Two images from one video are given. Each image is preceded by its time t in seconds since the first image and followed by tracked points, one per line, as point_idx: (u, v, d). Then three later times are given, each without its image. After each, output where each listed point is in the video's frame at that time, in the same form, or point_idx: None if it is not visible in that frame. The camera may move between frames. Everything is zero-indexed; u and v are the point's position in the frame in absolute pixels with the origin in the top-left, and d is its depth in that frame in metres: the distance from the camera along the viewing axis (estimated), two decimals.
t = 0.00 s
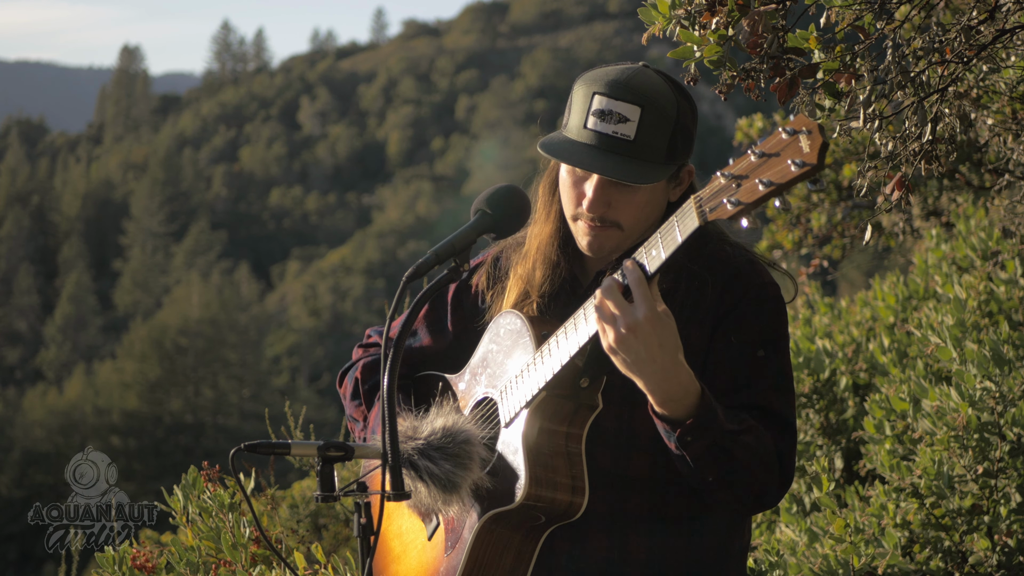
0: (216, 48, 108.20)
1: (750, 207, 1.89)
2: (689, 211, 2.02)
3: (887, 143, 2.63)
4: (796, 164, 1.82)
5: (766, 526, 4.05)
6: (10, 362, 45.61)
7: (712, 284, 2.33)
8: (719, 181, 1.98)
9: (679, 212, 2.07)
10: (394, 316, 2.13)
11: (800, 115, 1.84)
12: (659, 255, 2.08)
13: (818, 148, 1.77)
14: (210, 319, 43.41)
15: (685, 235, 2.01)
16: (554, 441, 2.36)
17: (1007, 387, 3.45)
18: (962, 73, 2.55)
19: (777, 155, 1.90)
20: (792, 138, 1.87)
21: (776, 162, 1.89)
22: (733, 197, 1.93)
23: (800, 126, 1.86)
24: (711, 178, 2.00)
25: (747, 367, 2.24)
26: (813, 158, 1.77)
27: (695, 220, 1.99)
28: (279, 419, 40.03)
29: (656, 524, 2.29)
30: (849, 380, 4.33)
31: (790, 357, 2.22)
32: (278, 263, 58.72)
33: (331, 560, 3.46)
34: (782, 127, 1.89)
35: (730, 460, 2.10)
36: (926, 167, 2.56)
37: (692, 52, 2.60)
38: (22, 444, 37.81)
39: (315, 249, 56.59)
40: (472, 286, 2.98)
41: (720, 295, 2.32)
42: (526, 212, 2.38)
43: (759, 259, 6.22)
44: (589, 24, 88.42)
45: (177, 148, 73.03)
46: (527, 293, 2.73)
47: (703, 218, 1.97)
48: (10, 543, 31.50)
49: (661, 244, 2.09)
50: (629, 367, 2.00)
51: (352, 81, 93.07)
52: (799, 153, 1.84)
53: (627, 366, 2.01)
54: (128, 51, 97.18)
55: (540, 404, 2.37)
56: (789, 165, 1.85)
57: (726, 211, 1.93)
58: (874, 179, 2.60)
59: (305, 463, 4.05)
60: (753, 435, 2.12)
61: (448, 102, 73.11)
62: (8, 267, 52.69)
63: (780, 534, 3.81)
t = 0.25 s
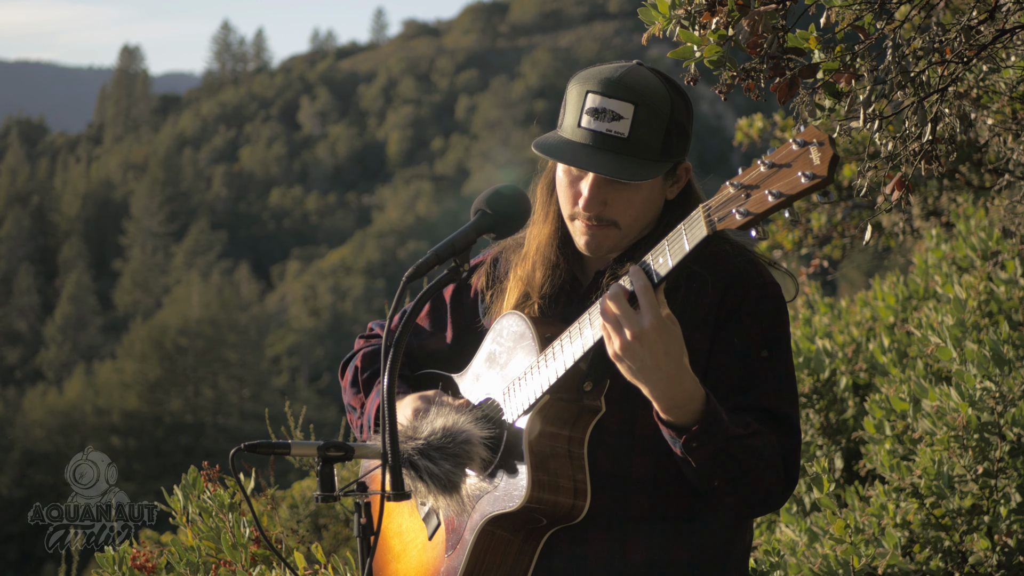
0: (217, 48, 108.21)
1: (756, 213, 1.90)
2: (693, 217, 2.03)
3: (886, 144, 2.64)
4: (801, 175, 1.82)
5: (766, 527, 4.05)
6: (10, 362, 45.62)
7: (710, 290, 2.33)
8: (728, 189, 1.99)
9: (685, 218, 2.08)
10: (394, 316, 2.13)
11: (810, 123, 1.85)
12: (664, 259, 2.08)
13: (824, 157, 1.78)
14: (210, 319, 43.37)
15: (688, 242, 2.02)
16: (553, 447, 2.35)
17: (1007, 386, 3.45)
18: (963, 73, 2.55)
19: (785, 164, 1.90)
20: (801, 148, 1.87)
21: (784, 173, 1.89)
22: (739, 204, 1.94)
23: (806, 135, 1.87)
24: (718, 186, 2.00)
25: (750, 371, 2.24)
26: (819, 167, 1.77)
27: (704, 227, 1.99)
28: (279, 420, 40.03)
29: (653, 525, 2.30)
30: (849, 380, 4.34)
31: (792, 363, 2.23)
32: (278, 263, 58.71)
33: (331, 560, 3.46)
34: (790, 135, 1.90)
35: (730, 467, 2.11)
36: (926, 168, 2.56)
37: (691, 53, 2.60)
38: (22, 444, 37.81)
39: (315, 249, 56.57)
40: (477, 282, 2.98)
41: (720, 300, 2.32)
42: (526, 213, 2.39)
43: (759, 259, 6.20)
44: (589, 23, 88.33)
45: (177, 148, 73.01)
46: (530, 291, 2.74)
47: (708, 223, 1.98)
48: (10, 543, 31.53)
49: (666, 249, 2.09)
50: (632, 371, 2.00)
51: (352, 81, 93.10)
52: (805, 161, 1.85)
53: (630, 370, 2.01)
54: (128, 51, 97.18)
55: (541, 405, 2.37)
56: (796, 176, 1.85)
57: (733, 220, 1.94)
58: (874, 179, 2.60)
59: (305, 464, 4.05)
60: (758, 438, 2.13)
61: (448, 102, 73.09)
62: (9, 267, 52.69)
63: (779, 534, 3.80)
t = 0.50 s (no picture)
0: (217, 48, 108.22)
1: (757, 210, 1.90)
2: (697, 217, 2.03)
3: (886, 145, 2.63)
4: (806, 172, 1.82)
5: (766, 527, 4.05)
6: (10, 362, 45.64)
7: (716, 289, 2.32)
8: (732, 188, 1.98)
9: (690, 215, 2.07)
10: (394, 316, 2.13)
11: (814, 122, 1.85)
12: (667, 256, 2.07)
13: (828, 156, 1.78)
14: (210, 319, 43.22)
15: (693, 241, 2.02)
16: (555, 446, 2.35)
17: (1007, 386, 3.45)
18: (962, 74, 2.55)
19: (790, 164, 1.90)
20: (806, 146, 1.87)
21: (790, 171, 1.89)
22: (744, 202, 1.93)
23: (812, 133, 1.86)
24: (722, 185, 2.00)
25: (753, 371, 2.24)
26: (822, 166, 1.77)
27: (709, 225, 1.99)
28: (278, 420, 40.04)
29: (656, 524, 2.30)
30: (849, 380, 4.34)
31: (795, 362, 2.22)
32: (278, 263, 58.71)
33: (331, 560, 3.45)
34: (794, 133, 1.90)
35: (729, 467, 2.11)
36: (927, 167, 2.55)
37: (692, 53, 2.60)
38: (22, 444, 37.82)
39: (316, 248, 56.58)
40: (478, 284, 2.98)
41: (723, 298, 2.32)
42: (527, 214, 2.40)
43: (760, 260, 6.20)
44: (589, 23, 88.34)
45: (177, 148, 73.01)
46: (533, 291, 2.73)
47: (713, 223, 1.97)
48: (9, 543, 31.53)
49: (669, 250, 2.09)
50: (635, 370, 2.00)
51: (353, 81, 93.10)
52: (810, 159, 1.85)
53: (634, 367, 2.00)
54: (128, 51, 97.20)
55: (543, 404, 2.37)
56: (801, 176, 1.85)
57: (738, 218, 1.94)
58: (875, 178, 2.60)
59: (305, 464, 4.05)
60: (761, 438, 2.14)
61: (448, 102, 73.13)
62: (9, 267, 52.71)
63: (780, 534, 3.80)
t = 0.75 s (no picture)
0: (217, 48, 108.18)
1: (763, 211, 1.90)
2: (701, 216, 2.03)
3: (886, 144, 2.63)
4: (811, 172, 1.83)
5: (766, 526, 4.05)
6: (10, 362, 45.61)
7: (719, 289, 2.33)
8: (735, 188, 1.98)
9: (693, 217, 2.07)
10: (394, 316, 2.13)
11: (819, 123, 1.85)
12: (672, 256, 2.08)
13: (834, 156, 1.78)
14: (210, 319, 43.60)
15: (696, 241, 2.02)
16: (559, 445, 2.35)
17: (1007, 386, 3.45)
18: (962, 74, 2.55)
19: (794, 166, 1.90)
20: (812, 147, 1.87)
21: (794, 172, 1.89)
22: (748, 202, 1.93)
23: (817, 135, 1.87)
24: (726, 185, 2.00)
25: (756, 369, 2.24)
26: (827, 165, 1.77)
27: (713, 225, 1.99)
28: (278, 420, 40.03)
29: (659, 524, 2.31)
30: (849, 380, 4.34)
31: (799, 361, 2.23)
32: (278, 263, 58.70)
33: (331, 560, 3.45)
34: (799, 136, 1.90)
35: (734, 465, 2.12)
36: (926, 167, 2.56)
37: (692, 52, 2.60)
38: (22, 444, 37.81)
39: (316, 249, 56.60)
40: (480, 284, 2.98)
41: (726, 299, 2.32)
42: (528, 213, 2.39)
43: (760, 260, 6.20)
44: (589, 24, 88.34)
45: (177, 148, 72.98)
46: (535, 289, 2.73)
47: (718, 224, 1.97)
48: (10, 543, 31.51)
49: (674, 250, 2.08)
50: (642, 372, 2.00)
51: (352, 81, 93.04)
52: (815, 160, 1.85)
53: (645, 372, 2.01)
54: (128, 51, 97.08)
55: (548, 405, 2.37)
56: (805, 176, 1.85)
57: (744, 219, 1.93)
58: (874, 179, 2.59)
59: (305, 463, 4.04)
60: (765, 439, 2.14)
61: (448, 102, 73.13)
62: (9, 267, 52.69)
63: (779, 535, 3.79)
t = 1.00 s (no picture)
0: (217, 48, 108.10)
1: (766, 212, 1.90)
2: (702, 217, 2.03)
3: (886, 145, 2.63)
4: (812, 173, 1.82)
5: (766, 526, 4.05)
6: (10, 362, 45.58)
7: (721, 289, 2.32)
8: (737, 188, 1.98)
9: (696, 216, 2.07)
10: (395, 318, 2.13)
11: (821, 124, 1.85)
12: (674, 257, 2.08)
13: (837, 157, 1.78)
14: (210, 319, 43.54)
15: (699, 241, 2.02)
16: (561, 446, 2.35)
17: (1007, 387, 3.45)
18: (962, 74, 2.55)
19: (796, 165, 1.90)
20: (814, 147, 1.88)
21: (795, 172, 1.90)
22: (749, 203, 1.93)
23: (821, 135, 1.87)
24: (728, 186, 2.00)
25: (758, 370, 2.24)
26: (829, 165, 1.77)
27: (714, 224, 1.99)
28: (278, 419, 40.01)
29: (662, 525, 2.30)
30: (849, 380, 4.34)
31: (801, 363, 2.22)
32: (278, 263, 58.67)
33: (332, 561, 3.45)
34: (802, 135, 1.90)
35: (734, 464, 2.12)
36: (926, 167, 2.56)
37: (693, 53, 2.60)
38: (22, 444, 37.80)
39: (316, 249, 56.58)
40: (481, 285, 2.98)
41: (729, 300, 2.31)
42: (528, 214, 2.39)
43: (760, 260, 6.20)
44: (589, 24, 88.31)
45: (177, 147, 72.93)
46: (537, 290, 2.73)
47: (719, 224, 1.97)
48: (10, 543, 31.49)
49: (676, 251, 2.08)
50: (644, 372, 2.00)
51: (352, 81, 92.97)
52: (818, 161, 1.85)
53: (646, 373, 2.02)
54: (128, 51, 96.98)
55: (550, 407, 2.37)
56: (807, 175, 1.85)
57: (746, 218, 1.93)
58: (874, 178, 2.60)
59: (306, 464, 4.05)
60: (768, 439, 2.14)
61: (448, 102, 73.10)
62: (9, 267, 52.67)
63: (779, 535, 3.80)
